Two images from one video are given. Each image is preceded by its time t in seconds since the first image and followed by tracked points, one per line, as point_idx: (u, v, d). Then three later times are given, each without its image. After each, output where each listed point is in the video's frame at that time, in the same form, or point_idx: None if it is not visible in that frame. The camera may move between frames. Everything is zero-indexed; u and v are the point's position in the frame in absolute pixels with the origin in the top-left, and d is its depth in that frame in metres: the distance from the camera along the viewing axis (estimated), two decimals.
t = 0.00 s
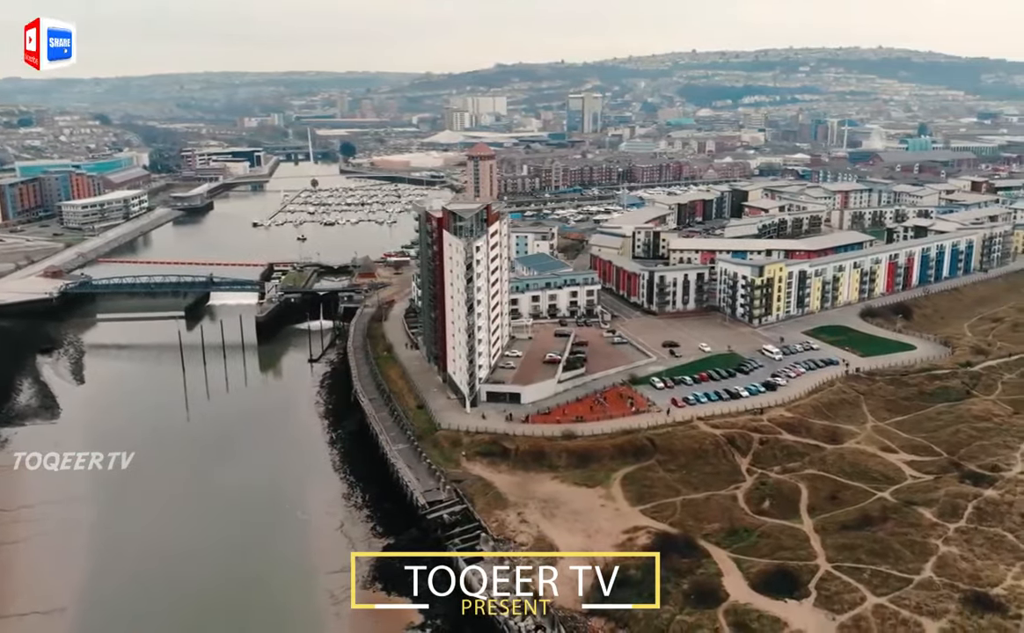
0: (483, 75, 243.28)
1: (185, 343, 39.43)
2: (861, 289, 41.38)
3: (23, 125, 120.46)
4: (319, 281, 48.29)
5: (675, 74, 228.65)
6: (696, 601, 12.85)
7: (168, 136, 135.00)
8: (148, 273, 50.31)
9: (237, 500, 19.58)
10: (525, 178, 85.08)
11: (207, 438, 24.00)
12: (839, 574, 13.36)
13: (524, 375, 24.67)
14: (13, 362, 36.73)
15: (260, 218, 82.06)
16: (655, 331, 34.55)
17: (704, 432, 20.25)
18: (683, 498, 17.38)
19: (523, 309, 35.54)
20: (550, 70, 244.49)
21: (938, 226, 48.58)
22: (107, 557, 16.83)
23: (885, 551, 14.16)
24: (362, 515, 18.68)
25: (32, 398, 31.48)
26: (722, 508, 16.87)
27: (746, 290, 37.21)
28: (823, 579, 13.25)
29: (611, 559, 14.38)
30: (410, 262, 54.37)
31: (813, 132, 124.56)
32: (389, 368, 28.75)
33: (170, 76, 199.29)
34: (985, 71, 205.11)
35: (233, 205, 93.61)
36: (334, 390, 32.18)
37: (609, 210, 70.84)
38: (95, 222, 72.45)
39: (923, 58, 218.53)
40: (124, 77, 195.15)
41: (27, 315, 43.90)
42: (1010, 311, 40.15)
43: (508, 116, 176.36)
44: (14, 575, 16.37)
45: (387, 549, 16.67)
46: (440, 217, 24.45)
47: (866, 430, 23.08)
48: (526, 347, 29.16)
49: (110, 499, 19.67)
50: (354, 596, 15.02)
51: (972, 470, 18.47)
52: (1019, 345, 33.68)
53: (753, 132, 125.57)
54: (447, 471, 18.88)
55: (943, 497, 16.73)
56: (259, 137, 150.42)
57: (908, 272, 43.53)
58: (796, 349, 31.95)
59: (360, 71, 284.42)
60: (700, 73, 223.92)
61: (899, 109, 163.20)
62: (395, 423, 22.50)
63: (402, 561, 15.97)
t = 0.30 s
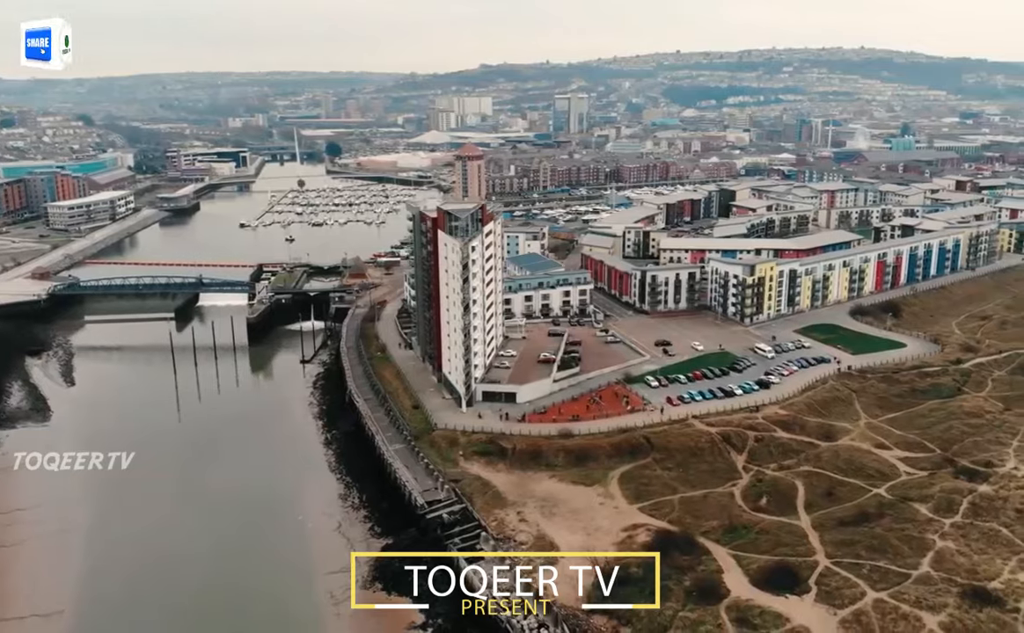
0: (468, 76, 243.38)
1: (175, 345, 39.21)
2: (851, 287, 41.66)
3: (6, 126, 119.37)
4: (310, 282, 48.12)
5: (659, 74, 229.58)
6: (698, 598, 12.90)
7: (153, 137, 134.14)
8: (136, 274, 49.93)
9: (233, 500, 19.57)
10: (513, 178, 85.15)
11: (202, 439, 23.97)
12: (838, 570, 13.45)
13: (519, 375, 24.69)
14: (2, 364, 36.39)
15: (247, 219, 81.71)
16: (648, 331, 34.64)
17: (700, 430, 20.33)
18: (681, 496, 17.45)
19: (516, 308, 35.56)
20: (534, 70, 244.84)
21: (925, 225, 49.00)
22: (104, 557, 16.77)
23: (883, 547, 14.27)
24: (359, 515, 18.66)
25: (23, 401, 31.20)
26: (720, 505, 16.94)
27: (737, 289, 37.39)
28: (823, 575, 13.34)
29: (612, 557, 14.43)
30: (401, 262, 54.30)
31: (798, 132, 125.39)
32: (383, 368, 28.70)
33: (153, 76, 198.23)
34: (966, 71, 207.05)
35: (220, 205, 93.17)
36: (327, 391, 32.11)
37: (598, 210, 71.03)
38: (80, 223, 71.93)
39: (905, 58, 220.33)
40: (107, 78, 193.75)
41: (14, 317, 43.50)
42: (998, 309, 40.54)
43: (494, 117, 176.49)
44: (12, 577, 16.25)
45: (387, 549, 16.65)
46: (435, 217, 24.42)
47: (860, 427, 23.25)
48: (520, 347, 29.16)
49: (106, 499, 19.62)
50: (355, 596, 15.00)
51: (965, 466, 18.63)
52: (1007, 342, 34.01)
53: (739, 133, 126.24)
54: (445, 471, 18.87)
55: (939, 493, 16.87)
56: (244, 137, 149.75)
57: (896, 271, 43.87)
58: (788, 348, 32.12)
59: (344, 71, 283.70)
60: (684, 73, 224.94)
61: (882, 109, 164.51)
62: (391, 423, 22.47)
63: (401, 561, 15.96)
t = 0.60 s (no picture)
0: (454, 76, 243.17)
1: (167, 347, 38.97)
2: (840, 286, 41.93)
3: None
4: (300, 283, 47.92)
5: (644, 75, 230.20)
6: (699, 594, 12.97)
7: (137, 137, 133.17)
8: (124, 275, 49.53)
9: (230, 501, 19.54)
10: (501, 179, 85.18)
11: (198, 440, 23.92)
12: (838, 565, 13.55)
13: (514, 374, 24.73)
14: None
15: (234, 220, 81.28)
16: (641, 330, 34.73)
17: (695, 428, 20.42)
18: (679, 494, 17.52)
19: (509, 308, 35.59)
20: (519, 70, 245.03)
21: (912, 223, 49.39)
22: (102, 559, 16.71)
23: (881, 541, 14.38)
24: (357, 515, 18.63)
25: (13, 403, 30.90)
26: (718, 503, 17.02)
27: (729, 288, 37.56)
28: (823, 570, 13.43)
29: (613, 554, 14.49)
30: (391, 263, 54.21)
31: (783, 132, 126.05)
32: (378, 368, 28.66)
33: (136, 76, 196.79)
34: (948, 71, 208.85)
35: (206, 206, 92.65)
36: (321, 392, 32.04)
37: (586, 210, 71.14)
38: (66, 224, 71.37)
39: (886, 58, 221.89)
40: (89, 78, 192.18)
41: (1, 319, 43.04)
42: (985, 307, 40.90)
43: (480, 117, 176.48)
44: (10, 579, 16.16)
45: (386, 549, 16.62)
46: (429, 217, 24.44)
47: (853, 424, 23.41)
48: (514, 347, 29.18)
49: (102, 500, 19.55)
50: (355, 596, 14.96)
51: (959, 462, 18.80)
52: (995, 339, 34.31)
53: (724, 132, 126.81)
54: (443, 471, 18.86)
55: (934, 488, 17.02)
56: (230, 138, 148.94)
57: (885, 269, 44.20)
58: (780, 346, 32.29)
59: (328, 71, 282.81)
60: (668, 73, 225.71)
61: (865, 109, 165.66)
62: (387, 423, 22.45)
63: (401, 561, 15.92)
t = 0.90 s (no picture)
0: (438, 76, 243.03)
1: (157, 348, 38.74)
2: (830, 285, 42.20)
3: None
4: (290, 283, 47.73)
5: (628, 75, 230.88)
6: (701, 591, 13.02)
7: (121, 138, 132.23)
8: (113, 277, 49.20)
9: (227, 501, 19.51)
10: (488, 179, 85.32)
11: (194, 440, 23.90)
12: (837, 560, 13.65)
13: (509, 373, 24.75)
14: None
15: (222, 221, 80.95)
16: (634, 329, 34.83)
17: (691, 426, 20.50)
18: (676, 492, 17.59)
19: (502, 308, 35.60)
20: (503, 70, 245.24)
21: (899, 222, 49.79)
22: (100, 561, 16.65)
23: (879, 537, 14.50)
24: (355, 516, 18.61)
25: (3, 406, 30.63)
26: (715, 500, 17.11)
27: (720, 287, 37.74)
28: (822, 566, 13.52)
29: (613, 551, 14.52)
30: (381, 264, 54.16)
31: (767, 132, 126.75)
32: (372, 368, 28.63)
33: (118, 76, 195.41)
34: (929, 71, 210.61)
35: (192, 207, 92.18)
36: (314, 392, 31.97)
37: (574, 210, 71.27)
38: (52, 226, 70.91)
39: (868, 59, 223.53)
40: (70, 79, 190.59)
41: None
42: (972, 304, 41.28)
43: (466, 117, 176.56)
44: (4, 583, 16.04)
45: (384, 550, 16.62)
46: (423, 217, 24.43)
47: (846, 422, 23.60)
48: (508, 346, 29.18)
49: (99, 501, 19.51)
50: (355, 596, 14.94)
51: (952, 457, 18.97)
52: (984, 337, 34.63)
53: (709, 132, 127.40)
54: (440, 470, 18.86)
55: (929, 484, 17.16)
56: (214, 138, 148.19)
57: (873, 268, 44.52)
58: (772, 344, 32.48)
59: (313, 71, 281.84)
60: (653, 74, 226.49)
61: (848, 109, 166.87)
62: (383, 423, 22.44)
63: (401, 562, 15.90)
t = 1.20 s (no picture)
0: (423, 77, 242.90)
1: (147, 350, 38.51)
2: (818, 283, 42.48)
3: None
4: (280, 284, 47.52)
5: (612, 75, 231.50)
6: (702, 587, 13.09)
7: (104, 139, 131.25)
8: (100, 278, 48.89)
9: (224, 502, 19.48)
10: (476, 179, 85.38)
11: (190, 440, 23.90)
12: (835, 556, 13.76)
13: (504, 373, 24.78)
14: None
15: (208, 221, 80.54)
16: (626, 328, 34.92)
17: (686, 425, 20.58)
18: (673, 489, 17.67)
19: (494, 308, 35.58)
20: (488, 71, 245.28)
21: (885, 221, 50.16)
22: (98, 563, 16.61)
23: (876, 532, 14.61)
24: (352, 516, 18.57)
25: None
26: (713, 497, 17.19)
27: (710, 286, 37.89)
28: (821, 561, 13.62)
29: (613, 549, 14.58)
30: (370, 264, 54.03)
31: (750, 132, 127.41)
32: (366, 369, 28.58)
33: (100, 76, 193.96)
34: (910, 71, 212.33)
35: (177, 208, 91.66)
36: (306, 393, 31.87)
37: (562, 209, 71.39)
38: (37, 227, 70.56)
39: (850, 59, 225.11)
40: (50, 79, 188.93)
41: None
42: (959, 302, 41.63)
43: (450, 117, 176.50)
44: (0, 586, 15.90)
45: (382, 550, 16.58)
46: (418, 217, 24.42)
47: (839, 419, 23.77)
48: (501, 346, 29.18)
49: (97, 502, 19.47)
50: (354, 596, 14.93)
51: (945, 453, 19.14)
52: (971, 334, 34.96)
53: (694, 133, 127.94)
54: (437, 470, 18.84)
55: (922, 480, 17.32)
56: (198, 138, 147.41)
57: (861, 266, 44.84)
58: (763, 343, 32.66)
59: (296, 71, 280.84)
60: (637, 74, 227.21)
61: (830, 109, 167.97)
62: (378, 424, 22.40)
63: (400, 562, 15.88)
